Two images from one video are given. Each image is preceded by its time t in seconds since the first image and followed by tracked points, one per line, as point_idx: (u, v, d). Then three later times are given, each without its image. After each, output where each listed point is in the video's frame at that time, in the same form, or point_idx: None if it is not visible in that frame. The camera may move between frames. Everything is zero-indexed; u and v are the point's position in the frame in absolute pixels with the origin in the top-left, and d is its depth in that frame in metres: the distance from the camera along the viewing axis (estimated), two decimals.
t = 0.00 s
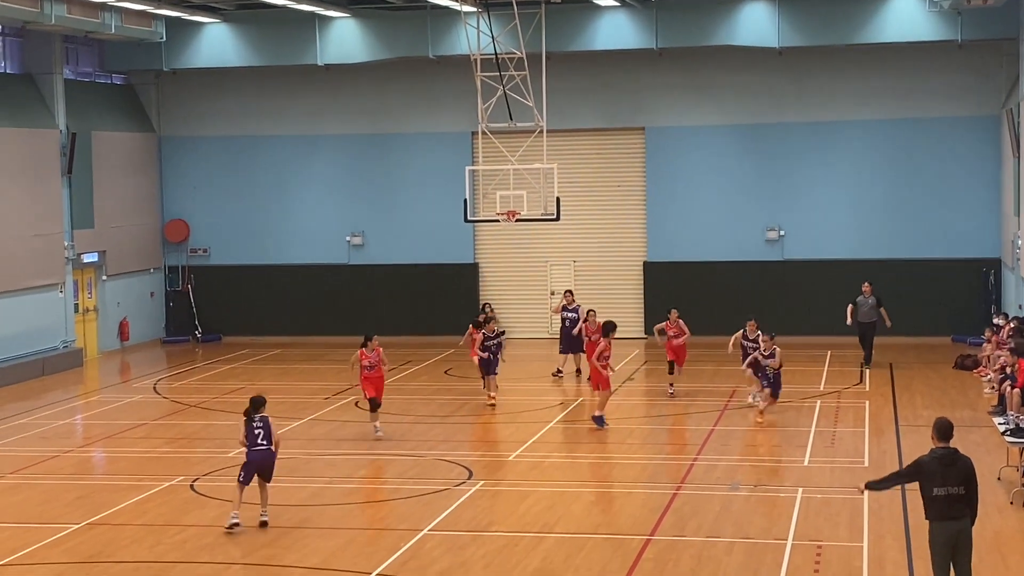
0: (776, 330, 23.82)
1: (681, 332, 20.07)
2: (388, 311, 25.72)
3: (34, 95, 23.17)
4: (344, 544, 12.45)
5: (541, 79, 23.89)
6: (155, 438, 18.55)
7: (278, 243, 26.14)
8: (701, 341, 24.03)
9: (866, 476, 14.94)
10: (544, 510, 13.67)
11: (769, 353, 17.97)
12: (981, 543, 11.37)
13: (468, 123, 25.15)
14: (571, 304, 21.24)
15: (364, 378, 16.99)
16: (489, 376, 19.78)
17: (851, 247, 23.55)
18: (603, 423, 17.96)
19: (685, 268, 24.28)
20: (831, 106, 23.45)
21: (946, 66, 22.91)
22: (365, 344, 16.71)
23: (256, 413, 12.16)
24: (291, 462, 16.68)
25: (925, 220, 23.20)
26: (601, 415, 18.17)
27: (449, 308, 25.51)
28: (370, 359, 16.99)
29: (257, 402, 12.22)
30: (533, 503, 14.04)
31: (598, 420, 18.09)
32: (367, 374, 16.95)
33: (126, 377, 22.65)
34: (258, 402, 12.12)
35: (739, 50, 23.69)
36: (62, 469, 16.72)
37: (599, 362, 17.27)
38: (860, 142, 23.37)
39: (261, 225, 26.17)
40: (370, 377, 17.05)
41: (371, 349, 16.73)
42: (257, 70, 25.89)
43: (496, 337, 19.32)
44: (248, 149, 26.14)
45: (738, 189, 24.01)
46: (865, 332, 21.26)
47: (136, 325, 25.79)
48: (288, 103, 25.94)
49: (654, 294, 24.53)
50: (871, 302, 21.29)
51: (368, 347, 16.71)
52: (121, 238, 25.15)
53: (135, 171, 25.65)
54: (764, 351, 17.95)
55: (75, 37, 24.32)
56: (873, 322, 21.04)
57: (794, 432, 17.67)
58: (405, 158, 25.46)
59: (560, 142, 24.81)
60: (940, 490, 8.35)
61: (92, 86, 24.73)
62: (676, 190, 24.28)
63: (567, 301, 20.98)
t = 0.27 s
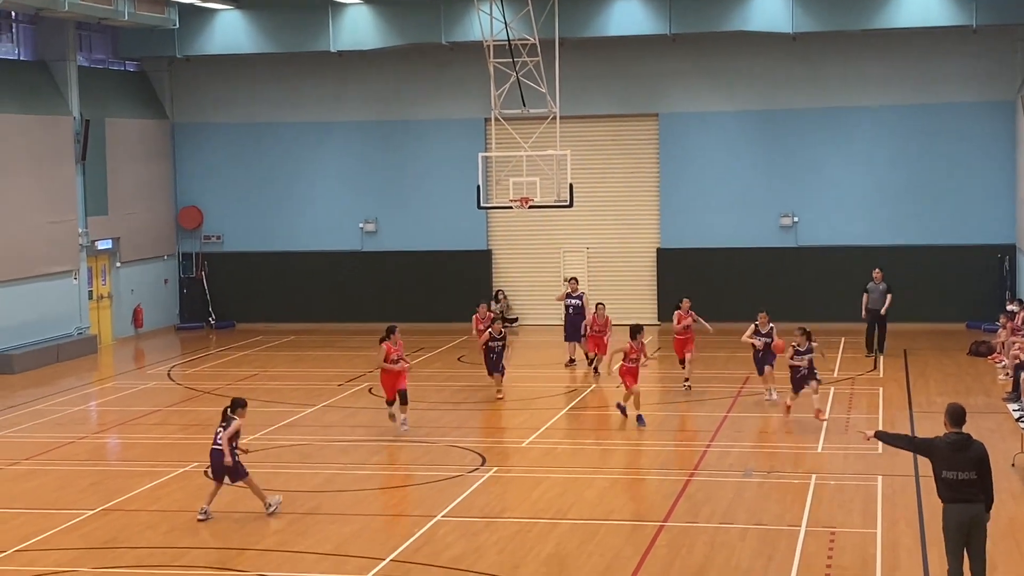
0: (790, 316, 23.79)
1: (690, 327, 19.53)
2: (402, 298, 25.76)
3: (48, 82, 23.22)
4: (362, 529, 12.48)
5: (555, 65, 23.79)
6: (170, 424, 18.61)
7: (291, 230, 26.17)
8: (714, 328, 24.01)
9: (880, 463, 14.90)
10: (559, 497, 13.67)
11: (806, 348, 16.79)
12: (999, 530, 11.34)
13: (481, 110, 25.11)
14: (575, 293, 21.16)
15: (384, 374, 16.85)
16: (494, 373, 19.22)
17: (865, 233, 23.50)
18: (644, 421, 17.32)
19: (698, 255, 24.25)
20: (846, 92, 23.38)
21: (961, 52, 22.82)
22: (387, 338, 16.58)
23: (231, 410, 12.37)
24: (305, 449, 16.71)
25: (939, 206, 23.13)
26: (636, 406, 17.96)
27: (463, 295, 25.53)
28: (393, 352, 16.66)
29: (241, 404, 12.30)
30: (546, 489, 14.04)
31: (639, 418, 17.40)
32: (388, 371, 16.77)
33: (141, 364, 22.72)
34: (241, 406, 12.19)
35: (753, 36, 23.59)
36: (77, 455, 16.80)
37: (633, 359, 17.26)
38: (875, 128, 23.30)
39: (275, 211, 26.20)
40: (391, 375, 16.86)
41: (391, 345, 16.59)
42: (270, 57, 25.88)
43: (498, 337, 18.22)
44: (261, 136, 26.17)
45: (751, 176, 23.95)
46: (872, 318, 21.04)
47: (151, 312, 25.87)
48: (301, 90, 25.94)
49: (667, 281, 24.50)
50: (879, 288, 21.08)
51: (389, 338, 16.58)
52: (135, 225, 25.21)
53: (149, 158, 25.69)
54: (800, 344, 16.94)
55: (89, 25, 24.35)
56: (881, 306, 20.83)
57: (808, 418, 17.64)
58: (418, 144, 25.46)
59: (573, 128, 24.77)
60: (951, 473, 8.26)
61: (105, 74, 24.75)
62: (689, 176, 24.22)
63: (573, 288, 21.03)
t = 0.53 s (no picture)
0: (767, 299, 27.52)
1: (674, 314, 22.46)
2: (432, 283, 29.65)
3: (129, 97, 27.10)
4: (398, 476, 16.15)
5: (563, 82, 27.41)
6: (241, 388, 22.35)
7: (336, 224, 30.07)
8: (702, 308, 27.78)
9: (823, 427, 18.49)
10: (562, 455, 17.27)
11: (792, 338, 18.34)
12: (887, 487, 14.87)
13: (501, 120, 28.90)
14: (575, 279, 25.01)
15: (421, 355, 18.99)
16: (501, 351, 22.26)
17: (832, 227, 27.18)
18: (658, 391, 20.57)
19: (688, 246, 28.01)
20: (815, 105, 27.05)
21: (915, 70, 26.41)
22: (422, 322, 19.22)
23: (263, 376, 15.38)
24: (356, 412, 20.41)
25: (896, 204, 26.78)
26: (655, 381, 21.21)
27: (486, 281, 29.40)
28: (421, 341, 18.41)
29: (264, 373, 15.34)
30: (553, 449, 17.71)
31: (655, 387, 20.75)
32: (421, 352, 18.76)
33: (209, 338, 26.59)
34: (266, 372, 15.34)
35: (736, 56, 27.30)
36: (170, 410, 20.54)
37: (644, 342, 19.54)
38: (840, 136, 26.96)
39: (321, 208, 30.12)
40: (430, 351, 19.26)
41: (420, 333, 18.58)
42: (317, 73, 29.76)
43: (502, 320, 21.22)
44: (310, 142, 30.09)
45: (734, 177, 27.67)
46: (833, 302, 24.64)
47: (217, 294, 29.80)
48: (345, 102, 29.87)
49: (661, 269, 28.29)
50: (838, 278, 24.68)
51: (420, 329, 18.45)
52: (202, 219, 29.13)
53: (216, 161, 29.65)
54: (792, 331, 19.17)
55: (165, 47, 28.30)
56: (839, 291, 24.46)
57: (774, 386, 21.36)
58: (446, 149, 29.30)
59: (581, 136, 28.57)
60: (903, 432, 10.14)
61: (178, 89, 28.69)
62: (680, 177, 27.97)
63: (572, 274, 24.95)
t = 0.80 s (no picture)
0: (765, 285, 29.59)
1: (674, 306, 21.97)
2: (453, 269, 31.84)
3: (171, 96, 29.14)
4: (422, 405, 18.29)
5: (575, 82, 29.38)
6: (280, 350, 24.37)
7: (363, 215, 32.38)
8: (704, 293, 29.90)
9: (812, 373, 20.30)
10: (575, 393, 19.16)
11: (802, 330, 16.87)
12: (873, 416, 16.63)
13: (517, 118, 31.02)
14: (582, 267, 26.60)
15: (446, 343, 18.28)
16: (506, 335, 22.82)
17: (825, 218, 29.20)
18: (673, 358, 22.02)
19: (691, 235, 30.12)
20: (810, 105, 29.01)
21: (903, 71, 28.31)
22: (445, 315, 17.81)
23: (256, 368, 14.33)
24: (387, 365, 22.42)
25: (885, 197, 28.74)
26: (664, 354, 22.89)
27: (504, 267, 31.59)
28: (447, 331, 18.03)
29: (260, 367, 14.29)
30: (565, 389, 19.53)
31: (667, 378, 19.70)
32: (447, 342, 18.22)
33: (246, 317, 28.66)
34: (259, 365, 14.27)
35: (735, 59, 29.30)
36: (217, 363, 22.58)
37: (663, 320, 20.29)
38: (833, 133, 28.93)
39: (350, 200, 32.41)
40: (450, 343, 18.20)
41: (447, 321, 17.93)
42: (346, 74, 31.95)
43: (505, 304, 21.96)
44: (340, 139, 32.39)
45: (734, 172, 29.73)
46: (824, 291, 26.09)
47: (253, 279, 32.08)
48: (372, 102, 32.10)
49: (666, 256, 30.40)
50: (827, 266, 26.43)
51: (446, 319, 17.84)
52: (239, 210, 31.30)
53: (251, 157, 31.96)
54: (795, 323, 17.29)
55: (204, 50, 30.44)
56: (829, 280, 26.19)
57: (766, 347, 23.34)
58: (466, 145, 31.48)
59: (591, 133, 30.68)
60: (891, 409, 10.57)
61: (215, 89, 30.91)
62: (684, 172, 30.04)
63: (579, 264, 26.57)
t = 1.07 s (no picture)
0: (780, 272, 29.54)
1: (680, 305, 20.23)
2: (469, 256, 31.94)
3: (187, 83, 29.16)
4: (438, 393, 18.27)
5: (591, 68, 29.41)
6: (295, 336, 24.42)
7: (379, 202, 32.47)
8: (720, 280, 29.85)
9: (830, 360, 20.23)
10: (592, 380, 19.13)
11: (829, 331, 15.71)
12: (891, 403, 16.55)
13: (533, 104, 31.06)
14: (593, 254, 25.54)
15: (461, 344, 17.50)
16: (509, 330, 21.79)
17: (842, 205, 29.10)
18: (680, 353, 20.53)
19: (707, 222, 30.06)
20: (827, 91, 28.92)
21: (921, 57, 28.21)
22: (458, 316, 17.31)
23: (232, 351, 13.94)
24: (403, 352, 22.44)
25: (902, 184, 28.65)
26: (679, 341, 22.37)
27: (519, 255, 31.65)
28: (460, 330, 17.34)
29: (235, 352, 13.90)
30: (581, 376, 19.50)
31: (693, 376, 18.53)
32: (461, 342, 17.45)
33: (262, 304, 28.66)
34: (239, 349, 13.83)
35: (752, 45, 29.25)
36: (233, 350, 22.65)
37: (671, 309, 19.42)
38: (850, 119, 28.83)
39: (367, 186, 32.51)
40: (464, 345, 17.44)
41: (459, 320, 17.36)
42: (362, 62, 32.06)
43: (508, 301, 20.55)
44: (356, 126, 32.49)
45: (750, 158, 29.65)
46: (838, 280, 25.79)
47: (269, 266, 32.20)
48: (388, 89, 32.19)
49: (682, 243, 30.36)
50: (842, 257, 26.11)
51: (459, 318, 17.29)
52: (255, 197, 31.40)
53: (267, 144, 32.05)
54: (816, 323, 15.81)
55: (221, 37, 30.52)
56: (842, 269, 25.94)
57: (783, 334, 23.22)
58: (482, 132, 31.55)
59: (607, 119, 30.66)
60: (910, 397, 10.53)
61: (232, 76, 31.00)
62: (700, 158, 29.99)
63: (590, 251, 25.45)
